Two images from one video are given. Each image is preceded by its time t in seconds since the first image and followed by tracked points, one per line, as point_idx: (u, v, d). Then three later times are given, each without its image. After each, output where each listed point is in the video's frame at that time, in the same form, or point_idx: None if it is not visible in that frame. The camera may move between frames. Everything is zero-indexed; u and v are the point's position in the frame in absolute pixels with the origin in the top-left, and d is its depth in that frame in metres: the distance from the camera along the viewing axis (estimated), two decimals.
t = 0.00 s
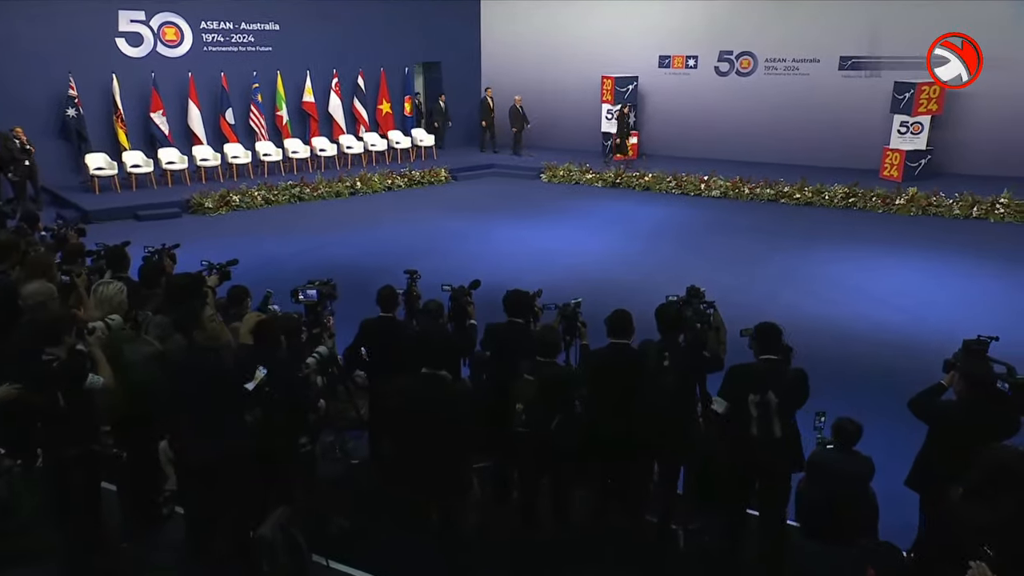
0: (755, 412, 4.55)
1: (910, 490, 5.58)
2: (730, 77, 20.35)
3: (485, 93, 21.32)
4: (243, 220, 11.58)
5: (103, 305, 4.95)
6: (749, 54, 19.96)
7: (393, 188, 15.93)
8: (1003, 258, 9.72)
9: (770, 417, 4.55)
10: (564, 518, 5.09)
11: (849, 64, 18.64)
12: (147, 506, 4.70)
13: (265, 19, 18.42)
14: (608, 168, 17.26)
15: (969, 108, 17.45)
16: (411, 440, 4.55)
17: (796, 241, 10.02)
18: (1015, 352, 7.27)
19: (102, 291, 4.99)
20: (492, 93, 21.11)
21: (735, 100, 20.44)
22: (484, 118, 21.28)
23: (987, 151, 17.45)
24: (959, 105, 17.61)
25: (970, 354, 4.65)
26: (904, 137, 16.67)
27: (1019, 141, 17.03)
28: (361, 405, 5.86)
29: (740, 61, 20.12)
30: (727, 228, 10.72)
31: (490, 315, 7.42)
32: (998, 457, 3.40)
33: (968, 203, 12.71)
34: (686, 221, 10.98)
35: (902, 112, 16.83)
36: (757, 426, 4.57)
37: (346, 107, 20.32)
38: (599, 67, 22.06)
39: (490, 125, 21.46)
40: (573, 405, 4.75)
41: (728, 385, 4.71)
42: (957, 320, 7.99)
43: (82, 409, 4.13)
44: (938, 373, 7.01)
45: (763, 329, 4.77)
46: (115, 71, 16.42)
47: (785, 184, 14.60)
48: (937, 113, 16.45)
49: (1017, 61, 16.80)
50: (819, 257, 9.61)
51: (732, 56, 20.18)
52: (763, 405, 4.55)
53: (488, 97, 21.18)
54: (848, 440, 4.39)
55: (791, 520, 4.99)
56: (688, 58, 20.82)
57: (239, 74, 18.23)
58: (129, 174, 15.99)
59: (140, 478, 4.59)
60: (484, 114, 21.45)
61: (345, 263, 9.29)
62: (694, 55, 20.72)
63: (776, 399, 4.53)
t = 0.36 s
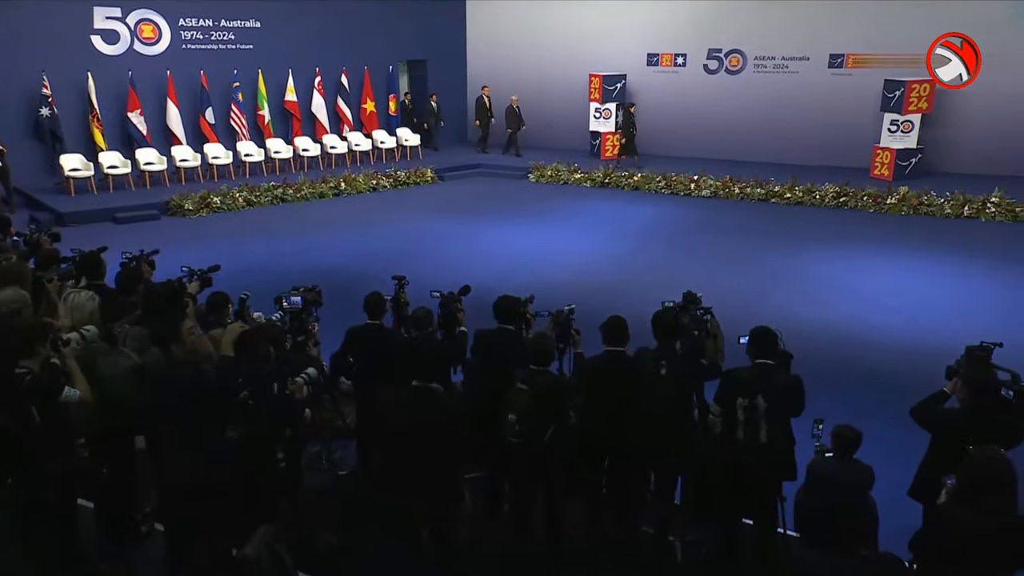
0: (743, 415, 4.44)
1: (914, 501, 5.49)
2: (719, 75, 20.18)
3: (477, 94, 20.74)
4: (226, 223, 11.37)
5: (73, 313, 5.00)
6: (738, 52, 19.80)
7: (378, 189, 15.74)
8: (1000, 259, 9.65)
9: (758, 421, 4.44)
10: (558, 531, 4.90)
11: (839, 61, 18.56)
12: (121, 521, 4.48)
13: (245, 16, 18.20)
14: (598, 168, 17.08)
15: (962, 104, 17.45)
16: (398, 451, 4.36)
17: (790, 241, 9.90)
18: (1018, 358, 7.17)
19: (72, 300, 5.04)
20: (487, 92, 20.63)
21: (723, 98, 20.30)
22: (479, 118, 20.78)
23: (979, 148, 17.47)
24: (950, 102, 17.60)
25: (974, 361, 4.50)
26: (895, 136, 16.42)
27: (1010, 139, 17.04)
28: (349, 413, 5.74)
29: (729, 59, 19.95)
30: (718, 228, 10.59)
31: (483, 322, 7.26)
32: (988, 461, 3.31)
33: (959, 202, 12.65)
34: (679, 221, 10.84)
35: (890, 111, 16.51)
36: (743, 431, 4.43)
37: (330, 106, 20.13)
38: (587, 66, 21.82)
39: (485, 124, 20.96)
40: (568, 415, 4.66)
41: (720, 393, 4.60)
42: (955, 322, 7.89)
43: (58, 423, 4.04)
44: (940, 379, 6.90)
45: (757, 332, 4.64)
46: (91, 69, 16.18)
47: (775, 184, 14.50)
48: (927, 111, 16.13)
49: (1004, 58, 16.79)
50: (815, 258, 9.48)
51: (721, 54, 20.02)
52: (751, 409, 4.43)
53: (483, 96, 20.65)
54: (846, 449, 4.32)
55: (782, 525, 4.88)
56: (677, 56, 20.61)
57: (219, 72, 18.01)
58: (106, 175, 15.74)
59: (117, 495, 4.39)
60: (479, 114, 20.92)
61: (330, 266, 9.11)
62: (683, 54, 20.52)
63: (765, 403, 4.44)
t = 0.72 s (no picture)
0: (749, 425, 4.36)
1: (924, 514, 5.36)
2: (713, 74, 20.03)
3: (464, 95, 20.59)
4: (215, 225, 11.18)
5: (57, 322, 4.90)
6: (732, 50, 19.64)
7: (368, 190, 15.56)
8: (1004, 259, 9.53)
9: (765, 430, 4.36)
10: (556, 545, 4.74)
11: (835, 59, 18.38)
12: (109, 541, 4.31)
13: (231, 14, 18.00)
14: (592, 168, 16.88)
15: (958, 102, 17.33)
16: (384, 464, 4.19)
17: (790, 240, 9.73)
18: None
19: (56, 309, 4.95)
20: (486, 92, 20.24)
21: (716, 97, 20.18)
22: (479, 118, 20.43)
23: (976, 145, 17.33)
24: (944, 102, 17.46)
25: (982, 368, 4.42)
26: (893, 135, 16.35)
27: (1005, 139, 16.98)
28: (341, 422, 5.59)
29: (723, 57, 19.79)
30: (714, 228, 10.43)
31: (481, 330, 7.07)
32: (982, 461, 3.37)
33: (956, 202, 12.54)
34: (676, 222, 10.67)
35: (886, 109, 16.40)
36: (750, 442, 4.36)
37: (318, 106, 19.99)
38: (579, 64, 21.69)
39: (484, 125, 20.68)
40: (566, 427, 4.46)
41: (724, 406, 4.53)
42: (952, 323, 7.73)
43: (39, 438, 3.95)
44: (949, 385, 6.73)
45: (761, 339, 4.54)
46: (72, 68, 15.95)
47: (772, 184, 14.38)
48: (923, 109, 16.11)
49: (998, 56, 16.65)
50: (813, 257, 9.32)
51: (715, 52, 19.87)
52: (757, 418, 4.36)
53: (481, 96, 20.31)
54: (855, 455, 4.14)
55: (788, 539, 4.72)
56: (670, 54, 20.48)
57: (205, 71, 17.81)
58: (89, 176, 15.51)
59: (106, 514, 4.22)
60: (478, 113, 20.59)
61: (321, 270, 8.91)
62: (676, 52, 20.39)
63: (771, 412, 4.38)
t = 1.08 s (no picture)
0: (755, 437, 4.26)
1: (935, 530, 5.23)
2: (709, 73, 19.94)
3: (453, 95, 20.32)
4: (207, 226, 11.05)
5: (41, 331, 4.73)
6: (729, 49, 19.54)
7: (359, 191, 15.41)
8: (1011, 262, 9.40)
9: (774, 443, 4.24)
10: (558, 553, 4.58)
11: (833, 57, 18.28)
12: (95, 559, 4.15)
13: (220, 12, 17.80)
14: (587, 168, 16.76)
15: (955, 100, 17.27)
16: (382, 470, 3.96)
17: (791, 239, 9.60)
18: None
19: (42, 318, 4.76)
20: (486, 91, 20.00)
21: (712, 96, 20.07)
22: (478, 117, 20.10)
23: (973, 144, 17.23)
24: (943, 100, 17.41)
25: (996, 376, 4.34)
26: (891, 134, 16.28)
27: (1003, 138, 16.86)
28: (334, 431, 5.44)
29: (720, 55, 19.69)
30: (714, 230, 10.30)
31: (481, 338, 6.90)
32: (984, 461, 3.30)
33: (955, 202, 12.43)
34: (675, 223, 10.56)
35: (885, 108, 16.39)
36: (757, 453, 4.26)
37: (309, 104, 19.69)
38: (574, 62, 21.60)
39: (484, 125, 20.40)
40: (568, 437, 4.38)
41: (728, 416, 4.38)
42: (953, 323, 7.50)
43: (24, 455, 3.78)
44: (960, 393, 6.53)
45: (766, 347, 4.42)
46: (56, 66, 15.74)
47: (769, 184, 14.29)
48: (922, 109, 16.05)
49: (995, 55, 16.57)
50: (806, 260, 8.98)
51: (712, 51, 19.75)
52: (765, 429, 4.25)
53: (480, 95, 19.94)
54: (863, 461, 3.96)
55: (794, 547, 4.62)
56: (666, 53, 20.39)
57: (193, 70, 17.63)
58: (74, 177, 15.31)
59: (94, 531, 4.08)
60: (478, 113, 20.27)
61: (313, 273, 8.75)
62: (672, 50, 20.30)
63: (779, 422, 4.25)
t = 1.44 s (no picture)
0: (760, 452, 4.00)
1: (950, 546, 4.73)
2: (699, 69, 19.29)
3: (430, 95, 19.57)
4: (180, 228, 10.69)
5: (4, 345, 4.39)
6: (721, 44, 18.91)
7: (339, 191, 15.10)
8: None
9: (779, 459, 3.98)
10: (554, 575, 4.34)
11: (825, 53, 17.72)
12: None
13: (191, 6, 17.47)
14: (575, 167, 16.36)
15: (952, 98, 16.69)
16: (378, 502, 3.69)
17: (791, 239, 9.31)
18: None
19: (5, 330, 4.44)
20: (478, 89, 19.29)
21: (697, 93, 19.48)
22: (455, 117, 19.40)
23: (970, 141, 16.65)
24: (937, 97, 16.83)
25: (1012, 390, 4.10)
26: (884, 131, 15.82)
27: (1002, 136, 16.34)
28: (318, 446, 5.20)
29: (710, 51, 19.07)
30: (709, 229, 9.95)
31: (471, 350, 6.53)
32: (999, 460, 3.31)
33: (953, 202, 12.09)
34: (675, 225, 10.08)
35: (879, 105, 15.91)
36: (762, 470, 4.00)
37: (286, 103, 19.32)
38: (563, 60, 20.93)
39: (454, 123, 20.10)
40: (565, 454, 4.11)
41: (733, 429, 4.15)
42: (953, 322, 7.23)
43: None
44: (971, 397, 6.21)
45: (772, 357, 4.15)
46: (19, 63, 15.24)
47: (761, 183, 13.95)
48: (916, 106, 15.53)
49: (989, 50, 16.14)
50: (812, 257, 8.67)
51: (702, 46, 19.13)
52: (770, 443, 3.99)
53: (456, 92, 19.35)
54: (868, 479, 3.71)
55: (802, 568, 4.34)
56: (655, 48, 19.75)
57: (164, 66, 17.27)
58: (39, 178, 14.87)
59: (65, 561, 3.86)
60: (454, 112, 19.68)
61: (289, 278, 8.42)
62: (661, 46, 19.65)
63: (785, 438, 3.97)
